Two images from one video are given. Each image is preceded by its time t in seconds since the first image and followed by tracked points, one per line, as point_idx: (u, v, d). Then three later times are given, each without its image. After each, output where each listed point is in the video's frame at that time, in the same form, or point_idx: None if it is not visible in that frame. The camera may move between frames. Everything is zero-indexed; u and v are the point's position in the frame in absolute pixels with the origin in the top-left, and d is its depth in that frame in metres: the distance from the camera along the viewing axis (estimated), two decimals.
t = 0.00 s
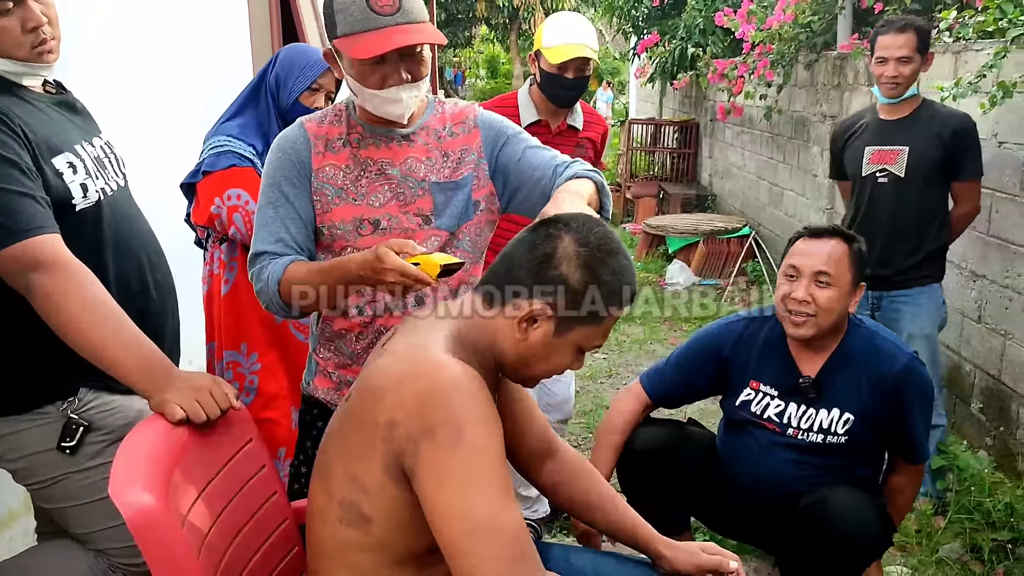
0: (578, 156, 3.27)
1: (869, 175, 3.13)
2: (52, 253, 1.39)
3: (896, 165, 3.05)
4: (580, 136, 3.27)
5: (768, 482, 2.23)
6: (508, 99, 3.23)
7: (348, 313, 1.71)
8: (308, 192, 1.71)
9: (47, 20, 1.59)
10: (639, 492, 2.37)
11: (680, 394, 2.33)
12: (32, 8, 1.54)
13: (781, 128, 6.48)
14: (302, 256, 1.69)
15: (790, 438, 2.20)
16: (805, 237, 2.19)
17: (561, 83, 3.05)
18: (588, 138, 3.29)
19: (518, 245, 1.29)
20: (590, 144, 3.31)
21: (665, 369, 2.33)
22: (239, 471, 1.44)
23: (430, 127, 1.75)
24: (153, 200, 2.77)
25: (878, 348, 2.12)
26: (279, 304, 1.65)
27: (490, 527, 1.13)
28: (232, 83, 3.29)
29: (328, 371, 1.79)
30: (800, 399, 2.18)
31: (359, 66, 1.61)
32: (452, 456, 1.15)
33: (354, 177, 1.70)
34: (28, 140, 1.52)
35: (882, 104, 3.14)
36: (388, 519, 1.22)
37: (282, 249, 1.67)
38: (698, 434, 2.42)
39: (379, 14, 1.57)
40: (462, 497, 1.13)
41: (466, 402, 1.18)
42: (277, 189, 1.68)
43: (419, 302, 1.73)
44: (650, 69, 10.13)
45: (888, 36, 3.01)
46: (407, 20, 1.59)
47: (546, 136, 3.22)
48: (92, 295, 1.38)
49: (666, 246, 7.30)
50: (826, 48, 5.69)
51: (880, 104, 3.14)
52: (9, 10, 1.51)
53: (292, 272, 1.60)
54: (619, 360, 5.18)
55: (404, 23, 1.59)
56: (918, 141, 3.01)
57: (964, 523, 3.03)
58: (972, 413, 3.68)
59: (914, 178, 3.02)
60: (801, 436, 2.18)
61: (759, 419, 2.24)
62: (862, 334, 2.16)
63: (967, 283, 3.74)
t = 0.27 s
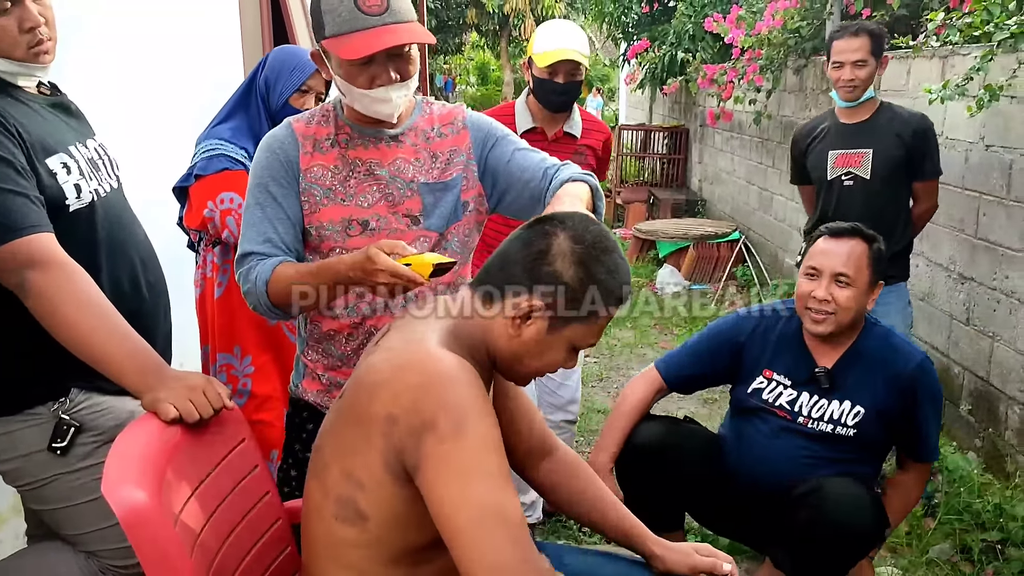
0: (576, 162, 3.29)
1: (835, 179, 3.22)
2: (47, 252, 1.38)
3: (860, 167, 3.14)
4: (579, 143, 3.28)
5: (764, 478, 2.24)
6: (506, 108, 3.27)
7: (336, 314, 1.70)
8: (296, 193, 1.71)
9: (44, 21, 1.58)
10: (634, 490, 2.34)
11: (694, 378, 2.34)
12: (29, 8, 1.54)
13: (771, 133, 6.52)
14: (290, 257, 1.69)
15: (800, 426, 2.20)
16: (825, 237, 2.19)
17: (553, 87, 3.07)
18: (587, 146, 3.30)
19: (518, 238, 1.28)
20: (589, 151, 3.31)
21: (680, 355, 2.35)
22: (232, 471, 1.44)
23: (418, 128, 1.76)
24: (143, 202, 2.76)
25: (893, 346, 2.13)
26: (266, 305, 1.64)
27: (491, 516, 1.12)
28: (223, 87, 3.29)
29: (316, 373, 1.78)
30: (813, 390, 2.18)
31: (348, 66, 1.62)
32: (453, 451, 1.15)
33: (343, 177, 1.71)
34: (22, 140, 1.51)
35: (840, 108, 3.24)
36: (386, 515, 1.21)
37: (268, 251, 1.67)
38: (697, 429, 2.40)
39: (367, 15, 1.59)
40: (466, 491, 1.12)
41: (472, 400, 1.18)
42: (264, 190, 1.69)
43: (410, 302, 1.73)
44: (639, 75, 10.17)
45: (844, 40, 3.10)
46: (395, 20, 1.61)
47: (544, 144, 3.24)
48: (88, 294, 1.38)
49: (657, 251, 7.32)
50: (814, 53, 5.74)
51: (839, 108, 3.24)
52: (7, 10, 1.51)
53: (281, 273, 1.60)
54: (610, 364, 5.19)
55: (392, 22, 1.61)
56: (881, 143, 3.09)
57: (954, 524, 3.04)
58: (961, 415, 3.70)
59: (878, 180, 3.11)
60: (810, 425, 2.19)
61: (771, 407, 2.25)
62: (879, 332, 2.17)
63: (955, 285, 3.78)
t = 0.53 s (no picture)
0: (573, 167, 3.28)
1: (809, 185, 3.21)
2: (31, 254, 1.37)
3: (834, 172, 3.14)
4: (575, 149, 3.27)
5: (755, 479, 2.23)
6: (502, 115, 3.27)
7: (321, 318, 1.70)
8: (281, 194, 1.70)
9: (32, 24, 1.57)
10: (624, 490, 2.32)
11: (695, 361, 2.33)
12: (18, 12, 1.52)
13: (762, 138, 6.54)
14: (276, 257, 1.66)
15: (803, 417, 2.19)
16: (828, 240, 2.19)
17: (550, 91, 3.09)
18: (584, 150, 3.29)
19: (502, 245, 1.27)
20: (586, 155, 3.31)
21: (685, 339, 2.35)
22: (215, 474, 1.42)
23: (404, 131, 1.75)
24: (130, 204, 2.75)
25: (894, 344, 2.14)
26: (252, 307, 1.61)
27: (468, 518, 1.10)
28: (213, 92, 3.28)
29: (300, 378, 1.77)
30: (817, 381, 2.18)
31: (332, 68, 1.62)
32: (429, 451, 1.13)
33: (328, 180, 1.71)
34: (6, 142, 1.50)
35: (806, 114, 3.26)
36: (367, 518, 1.20)
37: (255, 251, 1.63)
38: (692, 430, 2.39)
39: (350, 16, 1.60)
40: (440, 492, 1.11)
41: (446, 394, 1.17)
42: (249, 191, 1.67)
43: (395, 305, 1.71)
44: (632, 81, 10.20)
45: (808, 47, 3.16)
46: (379, 20, 1.62)
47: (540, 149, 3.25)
48: (71, 296, 1.37)
49: (649, 256, 7.32)
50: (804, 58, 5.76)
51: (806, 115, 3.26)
52: None
53: (268, 273, 1.57)
54: (601, 369, 5.19)
55: (376, 23, 1.61)
56: (852, 147, 3.11)
57: (944, 527, 3.04)
58: (951, 419, 3.70)
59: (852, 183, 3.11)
60: (813, 416, 2.18)
61: (773, 398, 2.24)
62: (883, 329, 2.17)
63: (945, 289, 3.78)
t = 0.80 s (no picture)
0: (569, 164, 3.21)
1: (803, 180, 3.20)
2: (8, 247, 1.35)
3: (828, 168, 3.13)
4: (569, 144, 3.19)
5: (739, 480, 2.22)
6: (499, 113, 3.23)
7: (302, 316, 1.67)
8: (265, 185, 1.67)
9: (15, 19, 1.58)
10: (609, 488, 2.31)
11: (682, 354, 2.34)
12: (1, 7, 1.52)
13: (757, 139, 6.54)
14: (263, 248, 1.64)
15: (785, 418, 2.18)
16: (817, 240, 2.18)
17: (542, 86, 3.06)
18: (579, 145, 3.21)
19: (463, 249, 1.28)
20: (582, 151, 3.23)
21: (679, 329, 2.34)
22: (191, 470, 1.41)
23: (388, 126, 1.73)
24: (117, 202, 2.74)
25: (881, 345, 2.13)
26: (238, 300, 1.57)
27: (454, 526, 1.13)
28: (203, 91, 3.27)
29: (280, 375, 1.76)
30: (801, 382, 2.17)
31: (313, 61, 1.60)
32: (414, 467, 1.13)
33: (311, 174, 1.68)
34: None
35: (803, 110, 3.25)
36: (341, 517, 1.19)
37: (242, 241, 1.62)
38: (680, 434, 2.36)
39: (331, 8, 1.56)
40: (426, 502, 1.12)
41: (429, 403, 1.17)
42: (233, 183, 1.64)
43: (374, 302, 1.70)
44: (628, 83, 10.20)
45: (806, 43, 3.14)
46: (360, 13, 1.59)
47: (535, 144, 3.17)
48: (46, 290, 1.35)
49: (644, 258, 7.32)
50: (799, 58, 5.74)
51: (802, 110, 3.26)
52: None
53: (258, 265, 1.53)
54: (595, 370, 5.18)
55: (358, 16, 1.58)
56: (846, 144, 3.10)
57: (935, 527, 3.03)
58: (943, 419, 3.69)
59: (846, 178, 3.10)
60: (796, 417, 2.17)
61: (758, 399, 2.23)
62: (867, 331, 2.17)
63: (937, 290, 3.78)
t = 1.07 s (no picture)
0: (565, 160, 3.11)
1: (809, 181, 3.19)
2: None
3: (835, 169, 3.12)
4: (565, 140, 3.11)
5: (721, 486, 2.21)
6: (494, 112, 3.18)
7: (281, 311, 1.67)
8: (244, 181, 1.65)
9: None
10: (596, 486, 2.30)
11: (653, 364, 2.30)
12: None
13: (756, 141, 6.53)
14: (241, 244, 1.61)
15: (764, 429, 2.16)
16: (787, 243, 2.14)
17: (536, 80, 3.04)
18: (576, 142, 3.13)
19: (441, 234, 1.27)
20: (577, 147, 3.14)
21: (645, 343, 2.30)
22: (164, 465, 1.41)
23: (369, 122, 1.72)
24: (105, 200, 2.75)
25: (858, 346, 2.12)
26: (216, 294, 1.56)
27: (403, 511, 1.11)
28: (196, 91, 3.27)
29: (260, 373, 1.74)
30: (776, 394, 2.15)
31: (292, 55, 1.60)
32: (369, 446, 1.13)
33: (291, 170, 1.67)
34: None
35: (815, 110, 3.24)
36: (305, 502, 1.19)
37: (221, 236, 1.59)
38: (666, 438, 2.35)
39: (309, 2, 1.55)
40: (375, 485, 1.11)
41: (390, 388, 1.18)
42: (212, 178, 1.62)
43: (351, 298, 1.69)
44: (629, 87, 10.19)
45: (821, 41, 3.12)
46: (338, 7, 1.57)
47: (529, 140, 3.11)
48: (19, 283, 1.33)
49: (643, 260, 7.30)
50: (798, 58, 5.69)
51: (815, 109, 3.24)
52: None
53: (235, 258, 1.53)
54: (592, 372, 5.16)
55: (335, 10, 1.57)
56: (854, 146, 3.09)
57: (928, 529, 3.01)
58: (938, 420, 3.67)
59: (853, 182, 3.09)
60: (775, 429, 2.15)
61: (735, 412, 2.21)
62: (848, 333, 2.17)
63: (932, 290, 3.76)
